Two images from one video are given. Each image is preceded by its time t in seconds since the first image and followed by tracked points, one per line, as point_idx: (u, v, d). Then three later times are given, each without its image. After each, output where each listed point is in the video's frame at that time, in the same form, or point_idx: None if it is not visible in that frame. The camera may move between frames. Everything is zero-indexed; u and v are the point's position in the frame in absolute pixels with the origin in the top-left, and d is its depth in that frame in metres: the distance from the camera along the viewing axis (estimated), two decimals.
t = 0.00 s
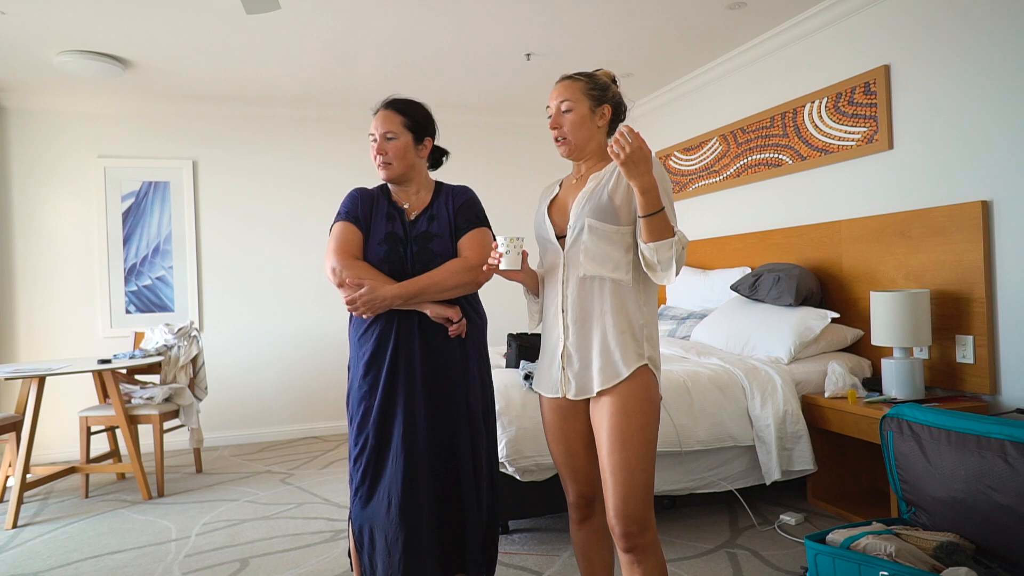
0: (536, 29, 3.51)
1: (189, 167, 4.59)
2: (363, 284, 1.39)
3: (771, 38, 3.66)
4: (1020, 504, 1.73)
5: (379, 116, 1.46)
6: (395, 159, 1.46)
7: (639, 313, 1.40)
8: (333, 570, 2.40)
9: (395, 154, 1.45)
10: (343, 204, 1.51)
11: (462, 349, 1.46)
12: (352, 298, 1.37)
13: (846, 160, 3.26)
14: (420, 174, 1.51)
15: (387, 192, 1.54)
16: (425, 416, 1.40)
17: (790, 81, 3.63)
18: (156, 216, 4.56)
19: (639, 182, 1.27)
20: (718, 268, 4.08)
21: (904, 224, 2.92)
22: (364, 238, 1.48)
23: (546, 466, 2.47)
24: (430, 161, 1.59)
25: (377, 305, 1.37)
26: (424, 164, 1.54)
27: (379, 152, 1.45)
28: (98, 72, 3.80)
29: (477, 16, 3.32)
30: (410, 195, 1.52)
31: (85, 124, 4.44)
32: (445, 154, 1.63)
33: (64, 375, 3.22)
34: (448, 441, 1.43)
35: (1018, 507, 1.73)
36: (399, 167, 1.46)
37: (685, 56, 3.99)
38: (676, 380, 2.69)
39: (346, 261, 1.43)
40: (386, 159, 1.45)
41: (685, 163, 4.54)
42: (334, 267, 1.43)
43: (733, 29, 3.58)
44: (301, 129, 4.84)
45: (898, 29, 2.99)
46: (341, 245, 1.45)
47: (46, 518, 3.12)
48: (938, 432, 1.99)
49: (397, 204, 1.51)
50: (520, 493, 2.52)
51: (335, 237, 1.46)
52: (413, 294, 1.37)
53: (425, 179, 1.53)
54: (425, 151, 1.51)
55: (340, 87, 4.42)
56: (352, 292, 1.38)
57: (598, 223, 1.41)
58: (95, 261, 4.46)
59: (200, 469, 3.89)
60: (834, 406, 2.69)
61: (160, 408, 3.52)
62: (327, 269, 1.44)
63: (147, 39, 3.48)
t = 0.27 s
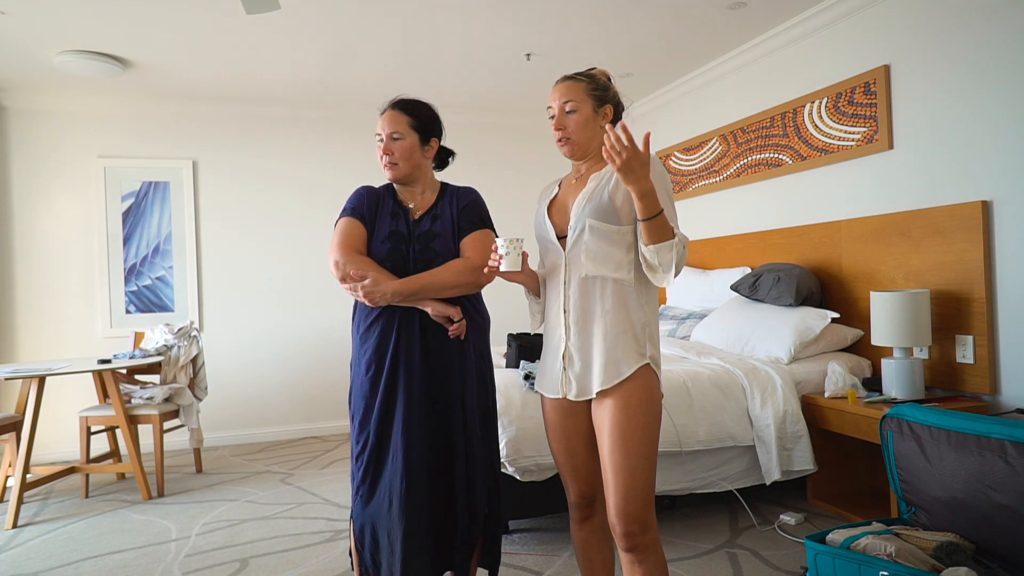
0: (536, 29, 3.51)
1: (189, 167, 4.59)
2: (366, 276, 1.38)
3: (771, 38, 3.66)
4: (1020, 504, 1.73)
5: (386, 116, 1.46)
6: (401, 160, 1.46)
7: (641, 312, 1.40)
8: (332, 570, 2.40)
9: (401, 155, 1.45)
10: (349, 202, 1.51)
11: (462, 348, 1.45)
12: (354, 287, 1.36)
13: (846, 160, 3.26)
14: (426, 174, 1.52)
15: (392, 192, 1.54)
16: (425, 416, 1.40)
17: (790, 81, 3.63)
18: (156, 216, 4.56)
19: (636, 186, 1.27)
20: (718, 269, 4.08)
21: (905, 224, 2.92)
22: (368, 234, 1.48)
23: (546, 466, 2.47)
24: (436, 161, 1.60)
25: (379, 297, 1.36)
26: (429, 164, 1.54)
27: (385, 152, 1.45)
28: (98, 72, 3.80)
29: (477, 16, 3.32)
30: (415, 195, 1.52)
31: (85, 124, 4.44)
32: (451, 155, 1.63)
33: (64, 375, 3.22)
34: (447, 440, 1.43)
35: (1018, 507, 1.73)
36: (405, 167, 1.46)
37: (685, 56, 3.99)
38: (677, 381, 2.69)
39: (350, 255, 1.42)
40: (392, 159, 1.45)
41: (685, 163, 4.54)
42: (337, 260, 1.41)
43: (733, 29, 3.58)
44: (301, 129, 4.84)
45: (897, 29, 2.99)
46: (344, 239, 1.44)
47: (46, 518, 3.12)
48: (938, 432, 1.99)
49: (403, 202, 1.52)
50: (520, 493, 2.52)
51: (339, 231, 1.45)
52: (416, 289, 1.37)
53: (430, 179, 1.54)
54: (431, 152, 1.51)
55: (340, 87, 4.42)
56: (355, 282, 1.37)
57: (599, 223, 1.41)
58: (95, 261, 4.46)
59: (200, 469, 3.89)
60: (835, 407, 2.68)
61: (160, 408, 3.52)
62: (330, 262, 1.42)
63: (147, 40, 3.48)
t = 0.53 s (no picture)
0: (536, 29, 3.51)
1: (189, 167, 4.59)
2: (369, 275, 1.38)
3: (771, 38, 3.66)
4: (1020, 504, 1.73)
5: (390, 115, 1.46)
6: (405, 159, 1.46)
7: (642, 314, 1.40)
8: (332, 570, 2.40)
9: (405, 154, 1.45)
10: (351, 201, 1.51)
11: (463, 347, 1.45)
12: (359, 286, 1.36)
13: (846, 160, 3.26)
14: (429, 175, 1.52)
15: (395, 191, 1.54)
16: (426, 415, 1.40)
17: (790, 81, 3.63)
18: (156, 216, 4.56)
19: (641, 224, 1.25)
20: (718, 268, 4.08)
21: (905, 224, 2.92)
22: (371, 233, 1.49)
23: (546, 466, 2.47)
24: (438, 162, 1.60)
25: (382, 296, 1.36)
26: (432, 164, 1.54)
27: (390, 152, 1.45)
28: (98, 72, 3.80)
29: (477, 16, 3.32)
30: (418, 195, 1.52)
31: (84, 123, 4.44)
32: (453, 156, 1.64)
33: (64, 374, 3.22)
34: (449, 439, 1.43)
35: (1018, 507, 1.73)
36: (409, 167, 1.46)
37: (685, 56, 3.99)
38: (677, 381, 2.69)
39: (352, 253, 1.42)
40: (396, 159, 1.45)
41: (685, 163, 4.54)
42: (340, 259, 1.41)
43: (733, 29, 3.58)
44: (301, 129, 4.84)
45: (897, 29, 2.99)
46: (347, 238, 1.44)
47: (46, 518, 3.12)
48: (938, 432, 1.99)
49: (405, 202, 1.51)
50: (520, 493, 2.51)
51: (342, 230, 1.45)
52: (419, 288, 1.37)
53: (433, 180, 1.54)
54: (435, 152, 1.51)
55: (340, 87, 4.42)
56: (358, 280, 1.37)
57: (599, 226, 1.41)
58: (95, 261, 4.47)
59: (200, 469, 3.89)
60: (835, 407, 2.68)
61: (160, 408, 3.52)
62: (332, 261, 1.42)
63: (147, 40, 3.48)
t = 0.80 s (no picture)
0: (536, 29, 3.52)
1: (189, 167, 4.59)
2: (372, 274, 1.38)
3: (771, 38, 3.66)
4: (1020, 504, 1.73)
5: (390, 116, 1.46)
6: (405, 160, 1.46)
7: (642, 315, 1.40)
8: (332, 570, 2.40)
9: (406, 155, 1.45)
10: (351, 201, 1.51)
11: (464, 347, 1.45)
12: (360, 286, 1.36)
13: (846, 160, 3.26)
14: (429, 175, 1.52)
15: (395, 191, 1.54)
16: (428, 414, 1.40)
17: (790, 80, 3.63)
18: (156, 216, 4.56)
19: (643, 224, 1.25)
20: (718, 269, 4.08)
21: (904, 224, 2.92)
22: (371, 232, 1.49)
23: (546, 466, 2.47)
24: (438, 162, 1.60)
25: (384, 296, 1.36)
26: (432, 164, 1.53)
27: (390, 152, 1.45)
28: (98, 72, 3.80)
29: (477, 16, 3.32)
30: (418, 194, 1.52)
31: (84, 123, 4.44)
32: (453, 156, 1.63)
33: (64, 374, 3.22)
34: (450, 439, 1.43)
35: (1018, 507, 1.73)
36: (410, 167, 1.46)
37: (685, 56, 3.99)
38: (677, 381, 2.69)
39: (353, 254, 1.42)
40: (396, 159, 1.45)
41: (685, 163, 4.54)
42: (341, 259, 1.41)
43: (732, 29, 3.58)
44: (301, 129, 4.84)
45: (897, 29, 2.99)
46: (348, 238, 1.44)
47: (46, 518, 3.12)
48: (938, 432, 1.99)
49: (405, 202, 1.51)
50: (520, 493, 2.51)
51: (342, 230, 1.45)
52: (421, 288, 1.37)
53: (433, 180, 1.54)
54: (435, 152, 1.51)
55: (339, 87, 4.42)
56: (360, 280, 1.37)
57: (599, 227, 1.41)
58: (95, 261, 4.46)
59: (200, 469, 3.89)
60: (835, 407, 2.68)
61: (160, 408, 3.52)
62: (333, 261, 1.42)
63: (147, 40, 3.48)
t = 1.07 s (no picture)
0: (536, 29, 3.51)
1: (189, 167, 4.59)
2: (371, 275, 1.38)
3: (771, 38, 3.66)
4: (1020, 504, 1.73)
5: (389, 116, 1.46)
6: (404, 160, 1.46)
7: (641, 316, 1.40)
8: (332, 570, 2.40)
9: (405, 155, 1.45)
10: (351, 202, 1.51)
11: (463, 347, 1.45)
12: (360, 287, 1.36)
13: (846, 160, 3.26)
14: (428, 175, 1.51)
15: (394, 192, 1.53)
16: (428, 415, 1.40)
17: (790, 81, 3.63)
18: (156, 216, 4.56)
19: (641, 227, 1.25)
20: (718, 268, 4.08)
21: (904, 224, 2.92)
22: (371, 233, 1.49)
23: (546, 466, 2.47)
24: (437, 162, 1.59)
25: (383, 297, 1.36)
26: (431, 164, 1.53)
27: (389, 153, 1.45)
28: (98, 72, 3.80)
29: (477, 16, 3.32)
30: (417, 195, 1.52)
31: (84, 123, 4.44)
32: (452, 155, 1.63)
33: (64, 375, 3.22)
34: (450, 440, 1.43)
35: (1018, 507, 1.73)
36: (409, 167, 1.46)
37: (685, 56, 3.99)
38: (677, 381, 2.69)
39: (352, 255, 1.42)
40: (396, 160, 1.45)
41: (685, 163, 4.54)
42: (340, 261, 1.41)
43: (733, 29, 3.58)
44: (301, 129, 4.84)
45: (898, 29, 2.99)
46: (347, 240, 1.44)
47: (46, 518, 3.12)
48: (938, 432, 1.99)
49: (404, 202, 1.51)
50: (520, 493, 2.52)
51: (342, 232, 1.46)
52: (421, 289, 1.37)
53: (432, 180, 1.53)
54: (434, 152, 1.51)
55: (339, 87, 4.42)
56: (360, 281, 1.37)
57: (597, 228, 1.41)
58: (95, 261, 4.46)
59: (200, 469, 3.89)
60: (835, 407, 2.68)
61: (160, 408, 3.52)
62: (332, 263, 1.42)
63: (147, 40, 3.48)
